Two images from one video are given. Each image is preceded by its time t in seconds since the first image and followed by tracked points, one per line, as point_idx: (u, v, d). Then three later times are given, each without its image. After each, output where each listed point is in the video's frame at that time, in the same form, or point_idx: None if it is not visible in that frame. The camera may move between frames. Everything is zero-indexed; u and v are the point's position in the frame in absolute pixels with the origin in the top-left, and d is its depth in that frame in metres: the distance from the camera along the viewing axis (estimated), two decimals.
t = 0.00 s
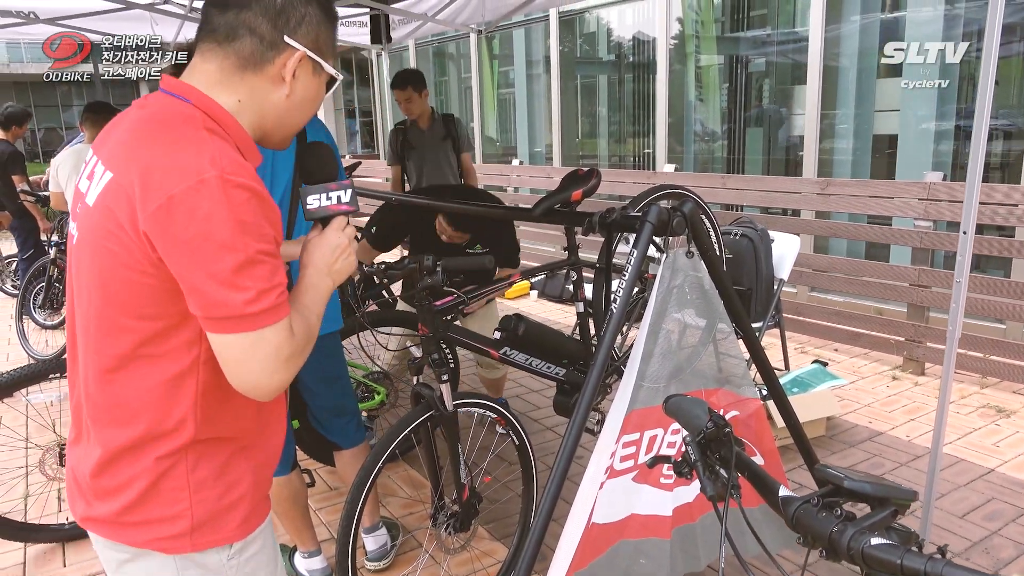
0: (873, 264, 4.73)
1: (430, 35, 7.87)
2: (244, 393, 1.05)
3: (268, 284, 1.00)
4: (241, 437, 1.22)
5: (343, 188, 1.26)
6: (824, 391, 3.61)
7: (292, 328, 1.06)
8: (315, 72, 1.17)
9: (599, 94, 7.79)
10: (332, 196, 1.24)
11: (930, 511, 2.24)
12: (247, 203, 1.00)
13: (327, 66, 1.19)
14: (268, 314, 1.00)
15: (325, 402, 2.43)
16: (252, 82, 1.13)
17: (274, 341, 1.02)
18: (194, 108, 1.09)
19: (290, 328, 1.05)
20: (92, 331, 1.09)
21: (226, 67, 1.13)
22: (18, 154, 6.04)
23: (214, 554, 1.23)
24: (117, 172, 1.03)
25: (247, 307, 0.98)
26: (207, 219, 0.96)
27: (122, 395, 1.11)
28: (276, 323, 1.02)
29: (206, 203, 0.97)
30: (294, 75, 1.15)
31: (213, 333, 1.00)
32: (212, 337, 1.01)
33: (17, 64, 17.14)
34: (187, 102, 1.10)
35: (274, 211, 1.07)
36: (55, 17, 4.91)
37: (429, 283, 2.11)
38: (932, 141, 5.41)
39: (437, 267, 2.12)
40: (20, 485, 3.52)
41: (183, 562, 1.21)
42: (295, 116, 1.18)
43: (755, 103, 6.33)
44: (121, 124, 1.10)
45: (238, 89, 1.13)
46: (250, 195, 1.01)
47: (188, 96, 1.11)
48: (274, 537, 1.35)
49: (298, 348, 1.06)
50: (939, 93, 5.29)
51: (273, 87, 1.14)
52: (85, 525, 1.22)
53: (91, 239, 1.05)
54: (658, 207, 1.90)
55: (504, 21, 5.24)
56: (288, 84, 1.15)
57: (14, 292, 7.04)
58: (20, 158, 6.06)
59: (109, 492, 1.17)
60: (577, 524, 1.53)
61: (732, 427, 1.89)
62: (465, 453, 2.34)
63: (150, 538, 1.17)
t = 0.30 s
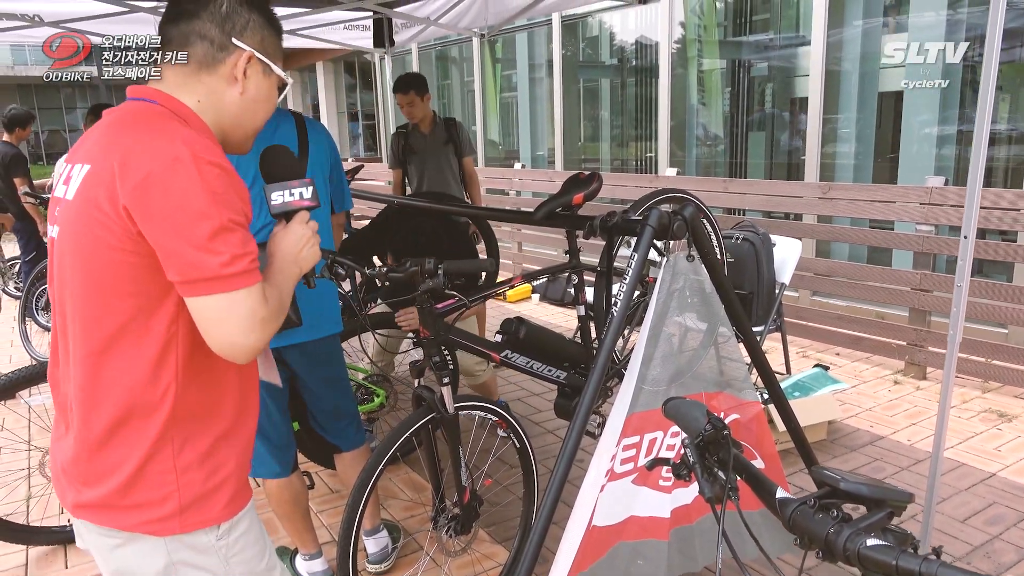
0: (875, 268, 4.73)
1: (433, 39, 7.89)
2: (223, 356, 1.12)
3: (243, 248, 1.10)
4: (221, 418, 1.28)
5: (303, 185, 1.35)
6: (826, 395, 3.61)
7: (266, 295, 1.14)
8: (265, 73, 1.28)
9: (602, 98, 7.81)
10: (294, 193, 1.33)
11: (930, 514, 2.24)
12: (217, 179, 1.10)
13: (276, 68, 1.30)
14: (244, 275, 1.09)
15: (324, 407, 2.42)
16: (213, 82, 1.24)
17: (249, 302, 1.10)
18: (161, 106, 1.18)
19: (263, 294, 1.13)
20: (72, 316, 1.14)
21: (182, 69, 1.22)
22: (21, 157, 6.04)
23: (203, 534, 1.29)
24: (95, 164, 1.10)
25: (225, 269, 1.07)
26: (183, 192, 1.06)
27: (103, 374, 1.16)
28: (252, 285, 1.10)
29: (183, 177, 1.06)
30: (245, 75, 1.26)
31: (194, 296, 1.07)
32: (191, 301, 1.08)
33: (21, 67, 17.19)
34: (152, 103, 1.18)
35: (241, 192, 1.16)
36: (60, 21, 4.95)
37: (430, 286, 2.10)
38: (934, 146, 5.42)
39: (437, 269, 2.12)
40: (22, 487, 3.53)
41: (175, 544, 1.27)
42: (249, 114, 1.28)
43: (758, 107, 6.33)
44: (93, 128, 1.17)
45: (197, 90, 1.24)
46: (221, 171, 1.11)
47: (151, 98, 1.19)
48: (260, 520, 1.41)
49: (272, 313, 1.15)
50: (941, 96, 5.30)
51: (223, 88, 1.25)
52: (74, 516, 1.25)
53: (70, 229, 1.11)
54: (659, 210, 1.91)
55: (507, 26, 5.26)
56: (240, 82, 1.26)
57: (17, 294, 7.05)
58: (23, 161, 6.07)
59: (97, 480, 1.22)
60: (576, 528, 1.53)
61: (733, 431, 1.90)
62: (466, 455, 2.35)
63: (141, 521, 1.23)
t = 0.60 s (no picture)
0: (877, 274, 4.73)
1: (437, 46, 7.93)
2: (247, 348, 1.23)
3: (264, 246, 1.22)
4: (225, 417, 1.36)
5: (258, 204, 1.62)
6: (828, 401, 3.61)
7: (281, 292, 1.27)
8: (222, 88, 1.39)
9: (604, 104, 7.83)
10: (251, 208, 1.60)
11: (932, 520, 2.24)
12: (237, 186, 1.22)
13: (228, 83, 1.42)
14: (267, 270, 1.22)
15: (326, 413, 2.43)
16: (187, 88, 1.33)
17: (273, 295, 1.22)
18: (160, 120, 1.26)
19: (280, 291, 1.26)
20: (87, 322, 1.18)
21: (172, 72, 1.29)
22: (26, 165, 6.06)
23: (203, 538, 1.36)
24: (114, 174, 1.16)
25: (253, 264, 1.19)
26: (213, 196, 1.17)
27: (124, 375, 1.22)
28: (273, 281, 1.23)
29: (210, 183, 1.17)
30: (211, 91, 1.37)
31: (224, 291, 1.18)
32: (218, 296, 1.19)
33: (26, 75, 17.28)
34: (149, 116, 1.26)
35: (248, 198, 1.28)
36: (66, 30, 4.99)
37: (433, 293, 2.11)
38: (936, 151, 5.42)
39: (440, 277, 2.11)
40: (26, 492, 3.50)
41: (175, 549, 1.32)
42: (205, 126, 1.39)
43: (760, 113, 6.34)
44: (93, 143, 1.22)
45: (170, 103, 1.31)
46: (236, 179, 1.23)
47: (143, 111, 1.26)
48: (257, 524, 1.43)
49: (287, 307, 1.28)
50: (943, 102, 5.31)
51: (190, 100, 1.34)
52: (81, 529, 1.25)
53: (85, 237, 1.16)
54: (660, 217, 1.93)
55: (510, 33, 5.28)
56: (208, 97, 1.36)
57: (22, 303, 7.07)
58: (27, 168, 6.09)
59: (108, 486, 1.25)
60: (580, 534, 1.54)
61: (734, 437, 1.90)
62: (468, 461, 2.36)
63: (154, 523, 1.27)
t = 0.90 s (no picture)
0: (885, 278, 4.72)
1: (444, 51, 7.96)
2: (244, 390, 1.30)
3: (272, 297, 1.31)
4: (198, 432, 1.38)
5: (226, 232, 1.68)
6: (836, 405, 3.60)
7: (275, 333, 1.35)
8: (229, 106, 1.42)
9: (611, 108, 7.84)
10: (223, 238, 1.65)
11: (942, 525, 2.23)
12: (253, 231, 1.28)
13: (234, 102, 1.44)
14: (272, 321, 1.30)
15: (335, 415, 2.44)
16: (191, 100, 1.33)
17: (275, 341, 1.31)
18: (172, 147, 1.27)
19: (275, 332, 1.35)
20: (92, 346, 1.16)
21: (171, 72, 1.30)
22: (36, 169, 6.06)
23: (176, 544, 1.36)
24: (133, 203, 1.16)
25: (265, 316, 1.27)
26: (240, 246, 1.22)
27: (123, 399, 1.21)
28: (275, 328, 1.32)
29: (240, 234, 1.22)
30: (217, 113, 1.39)
31: (235, 338, 1.25)
32: (227, 342, 1.25)
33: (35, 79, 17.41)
34: (154, 139, 1.25)
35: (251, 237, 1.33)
36: (77, 35, 5.03)
37: (442, 295, 2.12)
38: (943, 155, 5.41)
39: (449, 280, 2.12)
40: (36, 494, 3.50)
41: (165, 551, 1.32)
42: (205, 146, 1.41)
43: (767, 116, 6.34)
44: (97, 161, 1.19)
45: (180, 122, 1.33)
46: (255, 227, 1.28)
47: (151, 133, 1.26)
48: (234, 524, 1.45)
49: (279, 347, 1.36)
50: (951, 105, 5.30)
51: (196, 122, 1.36)
52: (56, 546, 1.22)
53: (96, 262, 1.13)
54: (668, 221, 1.94)
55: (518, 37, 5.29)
56: (216, 116, 1.39)
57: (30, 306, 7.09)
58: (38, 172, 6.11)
59: (88, 501, 1.23)
60: (588, 534, 1.54)
61: (743, 440, 1.90)
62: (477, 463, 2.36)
63: (130, 536, 1.27)
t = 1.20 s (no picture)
0: (898, 283, 4.68)
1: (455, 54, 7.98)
2: (221, 379, 1.33)
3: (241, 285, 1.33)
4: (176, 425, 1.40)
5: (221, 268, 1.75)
6: (847, 410, 3.58)
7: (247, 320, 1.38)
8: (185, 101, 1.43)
9: (621, 112, 7.83)
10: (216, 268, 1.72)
11: (954, 533, 2.20)
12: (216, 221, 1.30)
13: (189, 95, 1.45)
14: (244, 308, 1.33)
15: (344, 417, 2.45)
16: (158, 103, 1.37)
17: (248, 327, 1.34)
18: (128, 143, 1.27)
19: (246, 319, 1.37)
20: (65, 348, 1.18)
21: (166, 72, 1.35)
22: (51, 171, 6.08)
23: (165, 538, 1.37)
24: (96, 202, 1.17)
25: (236, 304, 1.30)
26: (205, 235, 1.24)
27: (100, 397, 1.22)
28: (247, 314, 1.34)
29: (204, 223, 1.24)
30: (171, 107, 1.40)
31: (209, 327, 1.27)
32: (200, 331, 1.27)
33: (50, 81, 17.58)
34: (111, 137, 1.26)
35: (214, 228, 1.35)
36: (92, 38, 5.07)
37: (452, 299, 2.12)
38: (956, 159, 5.37)
39: (459, 284, 2.12)
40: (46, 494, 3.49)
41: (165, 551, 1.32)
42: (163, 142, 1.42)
43: (778, 120, 6.31)
44: (56, 163, 1.20)
45: (133, 118, 1.33)
46: (218, 217, 1.30)
47: (108, 132, 1.27)
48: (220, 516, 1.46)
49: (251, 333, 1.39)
50: (964, 108, 5.26)
51: (154, 117, 1.36)
52: (45, 547, 1.23)
53: (65, 263, 1.15)
54: (679, 225, 1.94)
55: (529, 40, 5.30)
56: (170, 111, 1.39)
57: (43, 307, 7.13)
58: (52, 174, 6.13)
59: (73, 500, 1.24)
60: (596, 539, 1.56)
61: (752, 447, 1.87)
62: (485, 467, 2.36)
63: (119, 532, 1.28)
